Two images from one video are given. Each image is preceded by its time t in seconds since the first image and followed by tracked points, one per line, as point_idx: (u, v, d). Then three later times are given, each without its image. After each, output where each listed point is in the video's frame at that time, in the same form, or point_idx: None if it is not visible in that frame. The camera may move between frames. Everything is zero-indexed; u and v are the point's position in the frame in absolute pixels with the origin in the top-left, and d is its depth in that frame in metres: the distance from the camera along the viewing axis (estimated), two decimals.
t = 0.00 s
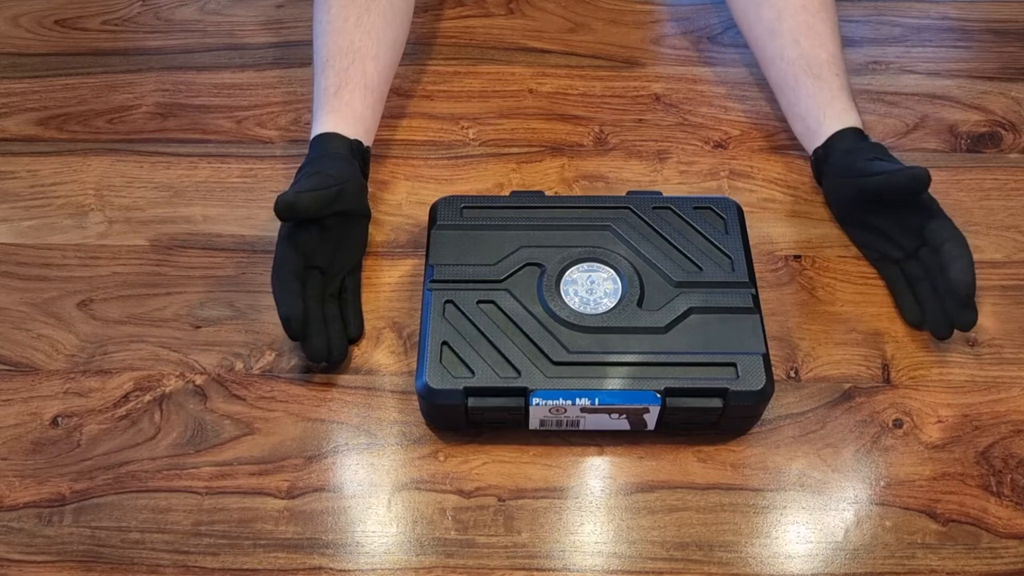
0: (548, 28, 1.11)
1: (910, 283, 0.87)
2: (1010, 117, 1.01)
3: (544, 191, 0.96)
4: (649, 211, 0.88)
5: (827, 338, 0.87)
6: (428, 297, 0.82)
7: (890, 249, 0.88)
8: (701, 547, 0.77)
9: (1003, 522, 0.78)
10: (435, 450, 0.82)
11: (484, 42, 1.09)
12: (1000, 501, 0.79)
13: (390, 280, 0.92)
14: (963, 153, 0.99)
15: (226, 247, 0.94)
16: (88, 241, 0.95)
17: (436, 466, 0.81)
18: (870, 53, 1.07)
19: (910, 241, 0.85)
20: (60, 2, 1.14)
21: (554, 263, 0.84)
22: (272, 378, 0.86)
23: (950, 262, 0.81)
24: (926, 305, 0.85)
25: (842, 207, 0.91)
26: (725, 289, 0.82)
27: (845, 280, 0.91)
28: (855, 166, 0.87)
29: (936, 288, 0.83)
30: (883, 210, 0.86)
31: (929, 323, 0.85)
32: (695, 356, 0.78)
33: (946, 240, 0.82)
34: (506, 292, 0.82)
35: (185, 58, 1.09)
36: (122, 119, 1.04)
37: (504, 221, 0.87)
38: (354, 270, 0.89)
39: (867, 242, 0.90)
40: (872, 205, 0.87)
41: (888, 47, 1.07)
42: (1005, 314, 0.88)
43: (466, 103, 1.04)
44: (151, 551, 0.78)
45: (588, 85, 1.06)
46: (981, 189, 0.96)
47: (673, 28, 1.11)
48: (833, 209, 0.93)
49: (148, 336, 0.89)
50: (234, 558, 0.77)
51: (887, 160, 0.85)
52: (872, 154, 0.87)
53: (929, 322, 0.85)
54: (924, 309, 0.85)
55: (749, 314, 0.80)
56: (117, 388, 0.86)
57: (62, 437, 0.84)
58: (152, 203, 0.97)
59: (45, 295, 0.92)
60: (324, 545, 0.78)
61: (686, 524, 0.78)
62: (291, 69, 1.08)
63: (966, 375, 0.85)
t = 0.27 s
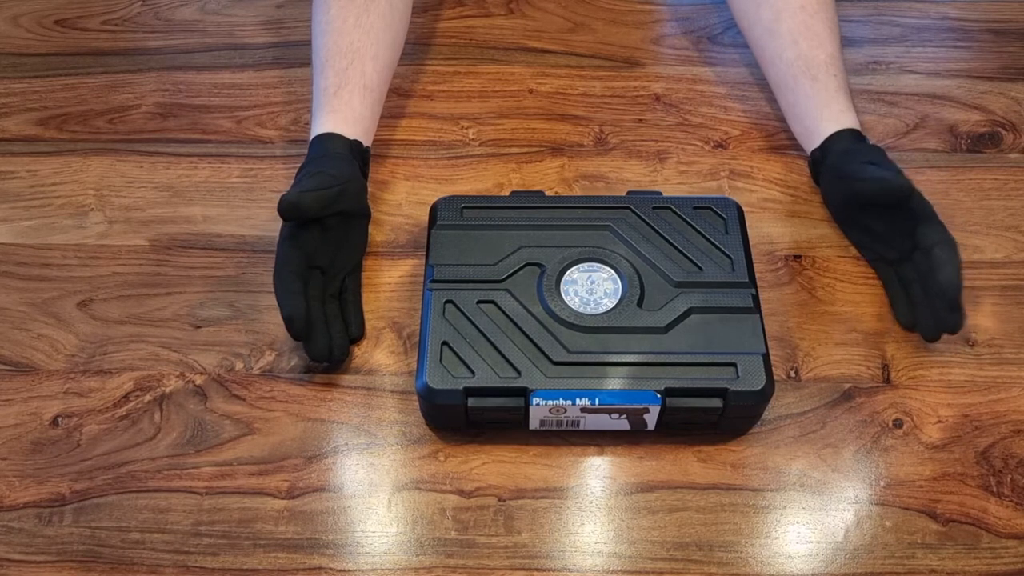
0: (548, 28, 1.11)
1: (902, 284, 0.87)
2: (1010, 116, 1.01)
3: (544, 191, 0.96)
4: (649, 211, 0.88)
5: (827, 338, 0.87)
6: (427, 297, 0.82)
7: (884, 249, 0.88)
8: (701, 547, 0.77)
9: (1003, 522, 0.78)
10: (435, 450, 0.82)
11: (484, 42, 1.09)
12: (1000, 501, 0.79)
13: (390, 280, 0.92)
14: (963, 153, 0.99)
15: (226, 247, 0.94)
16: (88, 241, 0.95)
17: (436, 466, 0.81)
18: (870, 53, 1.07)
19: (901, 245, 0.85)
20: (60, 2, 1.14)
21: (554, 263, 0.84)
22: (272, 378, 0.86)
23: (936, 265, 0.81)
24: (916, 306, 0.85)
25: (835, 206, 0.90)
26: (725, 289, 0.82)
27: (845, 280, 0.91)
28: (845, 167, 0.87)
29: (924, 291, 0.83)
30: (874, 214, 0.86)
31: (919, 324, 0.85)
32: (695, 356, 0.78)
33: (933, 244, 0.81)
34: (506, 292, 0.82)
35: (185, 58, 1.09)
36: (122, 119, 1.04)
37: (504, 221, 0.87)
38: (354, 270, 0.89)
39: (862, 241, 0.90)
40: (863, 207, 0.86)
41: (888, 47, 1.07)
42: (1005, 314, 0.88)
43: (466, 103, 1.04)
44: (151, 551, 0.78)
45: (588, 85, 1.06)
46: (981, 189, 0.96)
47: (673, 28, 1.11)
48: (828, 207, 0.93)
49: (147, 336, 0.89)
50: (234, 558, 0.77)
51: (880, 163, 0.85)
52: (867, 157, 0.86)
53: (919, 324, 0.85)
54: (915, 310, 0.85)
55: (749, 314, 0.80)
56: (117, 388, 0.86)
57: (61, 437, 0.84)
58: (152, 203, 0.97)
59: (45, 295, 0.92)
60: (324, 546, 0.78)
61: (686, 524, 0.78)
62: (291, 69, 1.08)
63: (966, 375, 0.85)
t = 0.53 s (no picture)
0: (548, 28, 1.11)
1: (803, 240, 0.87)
2: (1010, 116, 1.01)
3: (544, 191, 0.96)
4: (649, 211, 0.88)
5: (827, 338, 0.87)
6: (427, 297, 0.82)
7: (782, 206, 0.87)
8: (702, 547, 0.77)
9: (1003, 522, 0.78)
10: (435, 450, 0.82)
11: (484, 42, 1.09)
12: (1000, 501, 0.79)
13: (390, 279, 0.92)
14: (963, 153, 0.99)
15: (226, 247, 0.94)
16: (88, 241, 0.95)
17: (436, 466, 0.81)
18: (870, 53, 1.07)
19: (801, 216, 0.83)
20: (60, 2, 1.14)
21: (554, 263, 0.84)
22: (272, 378, 0.86)
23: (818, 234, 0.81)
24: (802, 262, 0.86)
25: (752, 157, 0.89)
26: (725, 288, 0.82)
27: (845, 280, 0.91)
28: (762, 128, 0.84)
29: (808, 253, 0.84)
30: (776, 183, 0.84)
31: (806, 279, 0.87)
32: (694, 356, 0.78)
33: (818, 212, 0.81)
34: (506, 292, 0.82)
35: (185, 58, 1.09)
36: (122, 119, 1.04)
37: (504, 221, 0.87)
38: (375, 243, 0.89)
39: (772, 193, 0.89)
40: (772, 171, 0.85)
41: (888, 47, 1.07)
42: (1005, 314, 0.88)
43: (466, 103, 1.04)
44: (151, 552, 0.78)
45: (588, 85, 1.06)
46: (981, 189, 0.96)
47: (673, 28, 1.11)
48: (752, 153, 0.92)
49: (147, 336, 0.89)
50: (234, 558, 0.77)
51: (791, 139, 0.80)
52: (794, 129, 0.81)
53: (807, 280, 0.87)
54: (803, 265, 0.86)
55: (749, 314, 0.80)
56: (116, 388, 0.86)
57: (61, 437, 0.84)
58: (152, 203, 0.97)
59: (45, 295, 0.92)
60: (324, 546, 0.78)
61: (686, 524, 0.78)
62: (291, 69, 1.08)
63: (966, 375, 0.85)
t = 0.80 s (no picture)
0: (548, 28, 1.11)
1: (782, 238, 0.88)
2: (1010, 116, 1.01)
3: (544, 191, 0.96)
4: (649, 211, 0.88)
5: (827, 338, 0.87)
6: (427, 297, 0.82)
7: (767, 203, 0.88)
8: (702, 547, 0.77)
9: (1003, 522, 0.78)
10: (435, 450, 0.82)
11: (484, 42, 1.09)
12: (1000, 501, 0.79)
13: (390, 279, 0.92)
14: (963, 153, 0.99)
15: (226, 247, 0.94)
16: (88, 241, 0.95)
17: (436, 466, 0.81)
18: (870, 53, 1.07)
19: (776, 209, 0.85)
20: (60, 2, 1.14)
21: (554, 264, 0.84)
22: (272, 378, 0.86)
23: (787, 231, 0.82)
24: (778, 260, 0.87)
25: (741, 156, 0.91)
26: (725, 288, 0.82)
27: (845, 280, 0.91)
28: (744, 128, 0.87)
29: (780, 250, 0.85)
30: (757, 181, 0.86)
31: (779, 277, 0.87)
32: (694, 356, 0.78)
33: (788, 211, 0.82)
34: (506, 292, 0.82)
35: (185, 58, 1.09)
36: (122, 119, 1.04)
37: (504, 221, 0.87)
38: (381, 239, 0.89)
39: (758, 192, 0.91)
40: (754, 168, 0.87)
41: (888, 47, 1.07)
42: (1005, 314, 0.88)
43: (466, 103, 1.04)
44: (151, 552, 0.78)
45: (588, 85, 1.06)
46: (981, 189, 0.96)
47: (674, 28, 1.10)
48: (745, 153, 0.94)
49: (147, 336, 0.89)
50: (234, 558, 0.77)
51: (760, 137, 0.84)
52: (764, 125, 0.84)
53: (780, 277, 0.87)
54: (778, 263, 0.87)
55: (749, 314, 0.80)
56: (117, 388, 0.86)
57: (62, 437, 0.84)
58: (152, 203, 0.97)
59: (45, 295, 0.92)
60: (324, 546, 0.78)
61: (686, 524, 0.78)
62: (291, 69, 1.08)
63: (966, 375, 0.85)
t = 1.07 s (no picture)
0: (548, 29, 1.11)
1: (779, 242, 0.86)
2: (1010, 116, 1.01)
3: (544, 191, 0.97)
4: (649, 211, 0.88)
5: (827, 338, 0.87)
6: (427, 297, 0.82)
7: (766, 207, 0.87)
8: (701, 547, 0.77)
9: (1003, 522, 0.78)
10: (435, 450, 0.82)
11: (484, 42, 1.09)
12: (1000, 501, 0.79)
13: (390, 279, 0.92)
14: (963, 153, 0.99)
15: (226, 247, 0.94)
16: (88, 241, 0.95)
17: (436, 466, 0.81)
18: (870, 53, 1.07)
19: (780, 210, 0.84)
20: (60, 2, 1.14)
21: (554, 264, 0.84)
22: (272, 378, 0.86)
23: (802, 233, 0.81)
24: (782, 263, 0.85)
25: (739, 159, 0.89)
26: (725, 288, 0.82)
27: (845, 280, 0.90)
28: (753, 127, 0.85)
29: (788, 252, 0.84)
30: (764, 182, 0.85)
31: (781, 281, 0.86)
32: (694, 356, 0.78)
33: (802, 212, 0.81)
34: (506, 292, 0.82)
35: (185, 58, 1.09)
36: (122, 119, 1.04)
37: (504, 221, 0.87)
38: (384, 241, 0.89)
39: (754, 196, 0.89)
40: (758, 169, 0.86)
41: (888, 47, 1.07)
42: (1005, 314, 0.88)
43: (466, 103, 1.04)
44: (151, 551, 0.78)
45: (588, 85, 1.06)
46: (981, 189, 0.96)
47: (674, 28, 1.10)
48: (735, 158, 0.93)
49: (147, 336, 0.89)
50: (234, 558, 0.77)
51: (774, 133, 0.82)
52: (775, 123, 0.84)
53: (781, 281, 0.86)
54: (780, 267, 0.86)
55: (749, 314, 0.80)
56: (116, 388, 0.86)
57: (61, 437, 0.84)
58: (152, 203, 0.97)
59: (45, 295, 0.92)
60: (324, 545, 0.78)
61: (686, 524, 0.78)
62: (291, 69, 1.08)
63: (966, 375, 0.85)
